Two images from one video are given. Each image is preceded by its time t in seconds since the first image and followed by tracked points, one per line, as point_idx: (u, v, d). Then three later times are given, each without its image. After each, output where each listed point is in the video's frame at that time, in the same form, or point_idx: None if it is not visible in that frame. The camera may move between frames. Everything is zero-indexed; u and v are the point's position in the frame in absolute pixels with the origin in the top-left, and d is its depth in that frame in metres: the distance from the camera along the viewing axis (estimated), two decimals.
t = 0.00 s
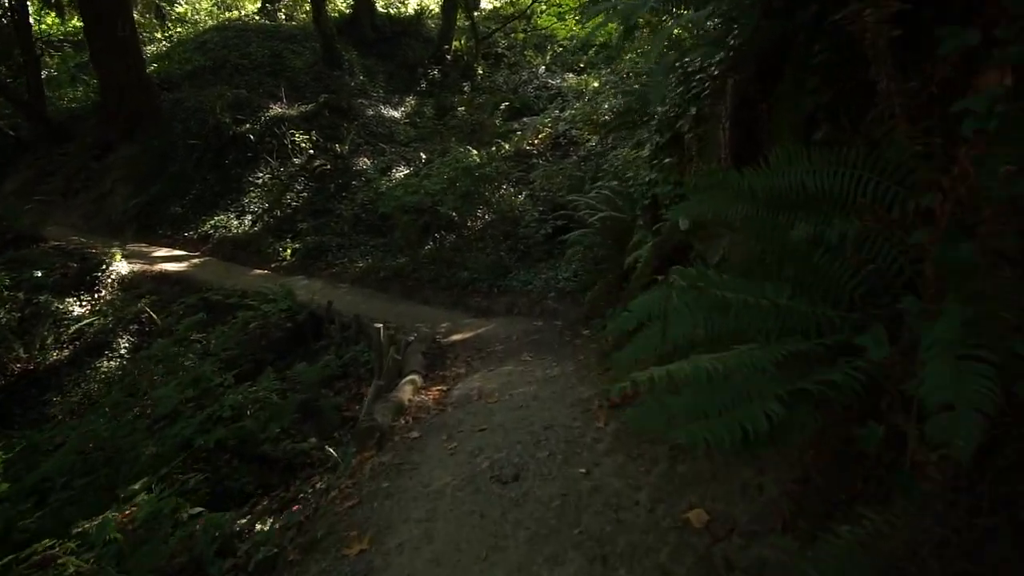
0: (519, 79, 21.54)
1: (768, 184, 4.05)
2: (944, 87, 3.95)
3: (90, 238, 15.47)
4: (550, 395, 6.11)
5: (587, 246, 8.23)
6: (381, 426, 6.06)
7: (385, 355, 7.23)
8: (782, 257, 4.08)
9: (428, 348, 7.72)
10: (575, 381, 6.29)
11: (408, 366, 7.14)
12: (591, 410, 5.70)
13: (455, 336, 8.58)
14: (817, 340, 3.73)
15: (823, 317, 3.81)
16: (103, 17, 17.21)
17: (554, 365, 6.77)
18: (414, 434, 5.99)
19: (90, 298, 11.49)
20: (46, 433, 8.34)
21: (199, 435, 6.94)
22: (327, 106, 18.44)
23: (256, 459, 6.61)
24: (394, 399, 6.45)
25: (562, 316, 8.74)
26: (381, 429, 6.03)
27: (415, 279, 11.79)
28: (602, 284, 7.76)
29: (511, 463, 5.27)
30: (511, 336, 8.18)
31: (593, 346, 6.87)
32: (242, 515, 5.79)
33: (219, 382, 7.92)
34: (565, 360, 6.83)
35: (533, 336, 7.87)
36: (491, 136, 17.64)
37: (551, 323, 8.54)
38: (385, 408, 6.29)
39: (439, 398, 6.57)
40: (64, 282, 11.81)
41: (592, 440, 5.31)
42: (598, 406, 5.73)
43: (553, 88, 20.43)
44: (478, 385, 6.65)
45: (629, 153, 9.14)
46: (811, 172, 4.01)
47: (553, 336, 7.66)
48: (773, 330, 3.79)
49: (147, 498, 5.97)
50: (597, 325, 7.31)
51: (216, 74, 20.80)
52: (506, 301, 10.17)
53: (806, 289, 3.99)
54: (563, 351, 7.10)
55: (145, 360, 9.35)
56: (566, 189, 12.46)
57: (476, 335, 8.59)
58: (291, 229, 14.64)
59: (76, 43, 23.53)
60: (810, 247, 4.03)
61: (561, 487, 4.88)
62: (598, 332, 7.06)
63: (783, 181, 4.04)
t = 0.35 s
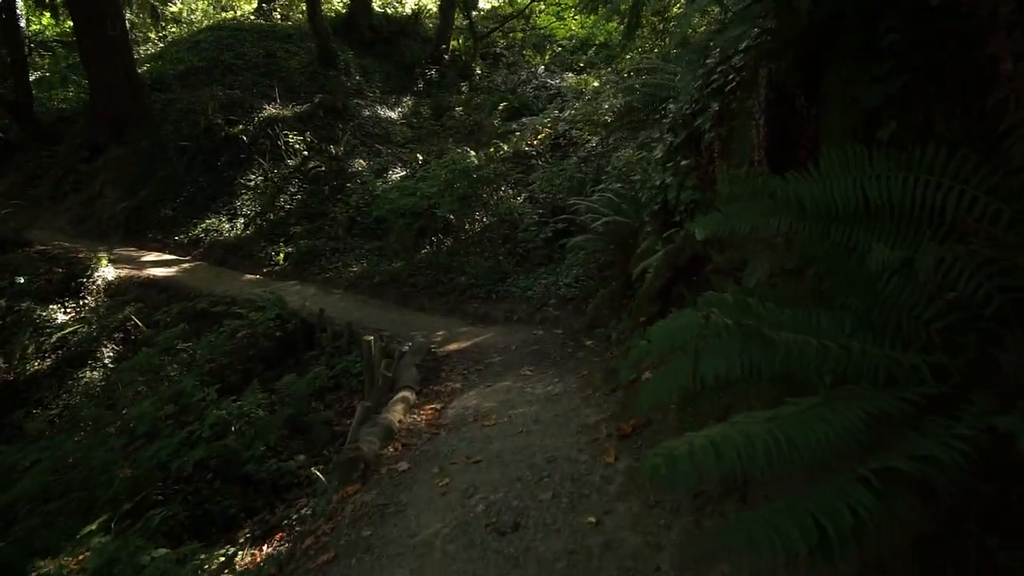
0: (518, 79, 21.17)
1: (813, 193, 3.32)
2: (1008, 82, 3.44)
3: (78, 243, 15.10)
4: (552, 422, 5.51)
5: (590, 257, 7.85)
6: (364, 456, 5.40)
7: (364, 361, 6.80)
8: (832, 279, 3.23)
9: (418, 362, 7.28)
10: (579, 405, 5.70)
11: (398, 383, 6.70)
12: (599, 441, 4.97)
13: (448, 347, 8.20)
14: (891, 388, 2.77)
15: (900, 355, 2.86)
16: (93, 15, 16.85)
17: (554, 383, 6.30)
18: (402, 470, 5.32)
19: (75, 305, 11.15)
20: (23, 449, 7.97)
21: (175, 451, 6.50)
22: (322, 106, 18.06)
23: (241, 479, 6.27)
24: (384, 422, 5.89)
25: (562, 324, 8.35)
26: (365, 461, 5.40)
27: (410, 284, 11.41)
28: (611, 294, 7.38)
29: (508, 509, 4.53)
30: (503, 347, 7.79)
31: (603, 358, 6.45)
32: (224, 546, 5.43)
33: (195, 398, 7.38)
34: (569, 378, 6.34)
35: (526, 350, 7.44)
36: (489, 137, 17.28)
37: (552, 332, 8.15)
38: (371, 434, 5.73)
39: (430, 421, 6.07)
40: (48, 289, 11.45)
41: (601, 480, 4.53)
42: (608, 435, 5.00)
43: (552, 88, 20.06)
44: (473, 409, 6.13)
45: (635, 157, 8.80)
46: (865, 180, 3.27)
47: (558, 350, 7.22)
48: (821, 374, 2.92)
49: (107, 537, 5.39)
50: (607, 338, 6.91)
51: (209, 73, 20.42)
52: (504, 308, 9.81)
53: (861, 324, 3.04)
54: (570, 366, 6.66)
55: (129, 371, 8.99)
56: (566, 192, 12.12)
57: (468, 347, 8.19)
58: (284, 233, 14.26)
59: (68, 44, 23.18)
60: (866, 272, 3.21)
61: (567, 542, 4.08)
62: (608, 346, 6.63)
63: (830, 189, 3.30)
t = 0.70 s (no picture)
0: (518, 80, 20.85)
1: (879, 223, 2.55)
2: None
3: (67, 246, 14.76)
4: (554, 454, 5.09)
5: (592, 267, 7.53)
6: (349, 496, 4.89)
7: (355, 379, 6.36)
8: (903, 335, 2.57)
9: (413, 380, 6.90)
10: (583, 433, 5.31)
11: (391, 406, 6.28)
12: (607, 484, 4.51)
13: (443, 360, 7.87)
14: (992, 495, 2.08)
15: (1001, 454, 2.15)
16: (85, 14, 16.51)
17: (555, 406, 5.93)
18: (391, 512, 4.78)
19: (60, 311, 10.84)
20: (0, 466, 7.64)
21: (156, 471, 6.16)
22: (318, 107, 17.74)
23: (225, 502, 5.94)
24: (372, 452, 5.46)
25: (563, 335, 8.02)
26: (350, 502, 4.87)
27: (406, 291, 11.07)
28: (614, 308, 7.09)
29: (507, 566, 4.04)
30: (501, 361, 7.46)
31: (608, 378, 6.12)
32: None
33: (178, 414, 7.03)
34: (571, 400, 5.97)
35: (525, 366, 7.11)
36: (488, 139, 16.96)
37: (552, 344, 7.83)
38: (358, 468, 5.23)
39: (423, 449, 5.62)
40: (33, 295, 11.11)
41: (611, 535, 4.01)
42: (616, 477, 4.53)
43: (553, 90, 19.77)
44: (469, 435, 5.72)
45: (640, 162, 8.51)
46: (955, 207, 2.46)
47: (559, 366, 6.89)
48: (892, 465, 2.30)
49: None
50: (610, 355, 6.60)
51: (203, 74, 20.08)
52: (503, 317, 9.48)
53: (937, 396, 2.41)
54: (572, 385, 6.31)
55: (114, 382, 8.67)
56: (567, 196, 11.82)
57: (464, 360, 7.86)
58: (278, 237, 13.94)
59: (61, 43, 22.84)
60: (946, 325, 2.53)
61: None
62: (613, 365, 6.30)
63: (904, 221, 2.51)
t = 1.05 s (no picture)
0: (518, 75, 20.46)
1: None
2: None
3: (56, 245, 14.36)
4: (568, 480, 4.70)
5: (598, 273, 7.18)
6: (339, 528, 4.41)
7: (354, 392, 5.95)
8: None
9: (412, 391, 6.52)
10: (597, 453, 4.95)
11: (388, 420, 5.88)
12: (632, 519, 4.07)
13: (441, 366, 7.51)
14: None
15: None
16: (71, 7, 15.84)
17: (565, 421, 5.58)
18: (388, 548, 4.31)
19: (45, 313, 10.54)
20: None
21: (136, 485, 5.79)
22: (315, 103, 17.37)
23: (212, 518, 5.61)
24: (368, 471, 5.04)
25: (567, 339, 7.67)
26: (339, 536, 4.39)
27: (404, 291, 10.71)
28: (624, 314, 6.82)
29: None
30: (503, 368, 7.13)
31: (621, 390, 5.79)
32: None
33: (162, 424, 6.68)
34: (583, 414, 5.62)
35: (527, 375, 6.74)
36: (488, 135, 16.57)
37: (556, 349, 7.48)
38: (351, 493, 4.76)
39: (423, 468, 5.23)
40: (16, 295, 10.74)
41: None
42: (641, 511, 4.11)
43: (554, 86, 19.41)
44: (474, 455, 5.33)
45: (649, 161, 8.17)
46: None
47: (565, 375, 6.54)
48: None
49: None
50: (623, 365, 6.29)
51: (197, 68, 19.65)
52: (504, 319, 9.14)
53: None
54: (583, 397, 5.95)
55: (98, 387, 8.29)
56: (569, 194, 11.46)
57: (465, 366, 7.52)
58: (272, 236, 13.56)
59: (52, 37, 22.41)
60: None
61: None
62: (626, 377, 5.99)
63: None
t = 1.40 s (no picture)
0: (518, 73, 20.08)
1: None
2: None
3: (44, 246, 13.97)
4: (582, 514, 4.32)
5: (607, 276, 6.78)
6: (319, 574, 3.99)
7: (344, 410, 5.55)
8: None
9: (408, 404, 6.16)
10: (614, 481, 4.58)
11: (382, 438, 5.53)
12: (661, 567, 3.65)
13: (439, 374, 7.11)
14: None
15: None
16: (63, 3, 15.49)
17: (574, 440, 5.23)
18: None
19: (29, 317, 10.23)
20: None
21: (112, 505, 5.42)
22: (311, 101, 16.98)
23: (193, 541, 5.24)
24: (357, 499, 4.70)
25: (572, 345, 7.29)
26: None
27: (401, 294, 10.32)
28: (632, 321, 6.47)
29: None
30: (505, 377, 6.75)
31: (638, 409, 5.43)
32: None
33: (142, 439, 6.30)
34: (594, 434, 5.24)
35: (532, 386, 6.36)
36: (488, 133, 16.18)
37: (561, 357, 7.10)
38: (337, 531, 4.39)
39: (420, 497, 4.86)
40: None
41: None
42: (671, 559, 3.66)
43: (555, 83, 19.05)
44: (475, 479, 4.95)
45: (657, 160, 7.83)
46: None
47: (573, 387, 6.14)
48: None
49: None
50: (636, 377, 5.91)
51: (191, 66, 19.26)
52: (506, 323, 8.75)
53: None
54: (594, 414, 5.58)
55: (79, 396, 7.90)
56: (573, 193, 11.08)
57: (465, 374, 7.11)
58: (266, 236, 13.17)
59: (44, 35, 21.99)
60: None
61: None
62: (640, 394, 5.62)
63: None
